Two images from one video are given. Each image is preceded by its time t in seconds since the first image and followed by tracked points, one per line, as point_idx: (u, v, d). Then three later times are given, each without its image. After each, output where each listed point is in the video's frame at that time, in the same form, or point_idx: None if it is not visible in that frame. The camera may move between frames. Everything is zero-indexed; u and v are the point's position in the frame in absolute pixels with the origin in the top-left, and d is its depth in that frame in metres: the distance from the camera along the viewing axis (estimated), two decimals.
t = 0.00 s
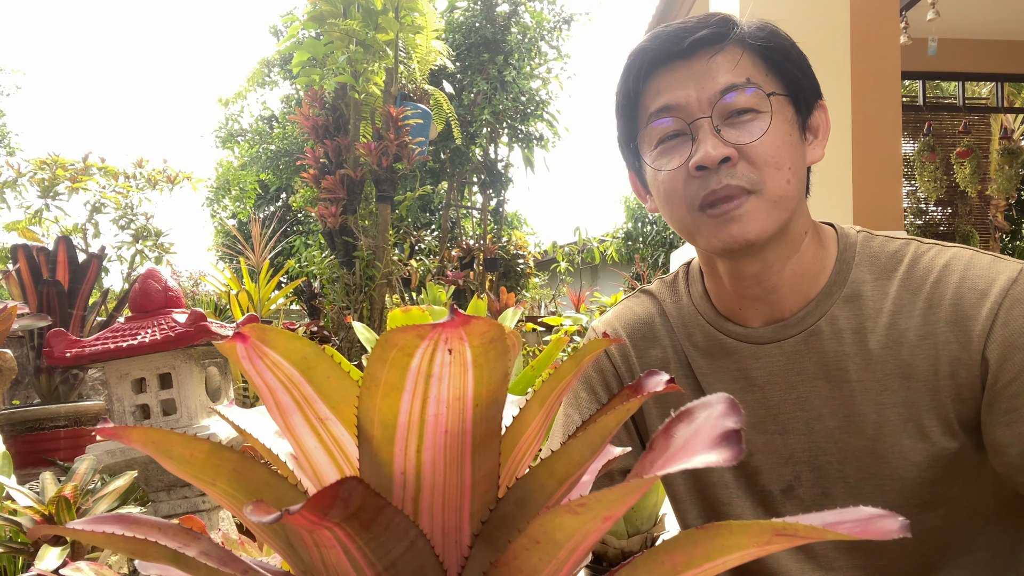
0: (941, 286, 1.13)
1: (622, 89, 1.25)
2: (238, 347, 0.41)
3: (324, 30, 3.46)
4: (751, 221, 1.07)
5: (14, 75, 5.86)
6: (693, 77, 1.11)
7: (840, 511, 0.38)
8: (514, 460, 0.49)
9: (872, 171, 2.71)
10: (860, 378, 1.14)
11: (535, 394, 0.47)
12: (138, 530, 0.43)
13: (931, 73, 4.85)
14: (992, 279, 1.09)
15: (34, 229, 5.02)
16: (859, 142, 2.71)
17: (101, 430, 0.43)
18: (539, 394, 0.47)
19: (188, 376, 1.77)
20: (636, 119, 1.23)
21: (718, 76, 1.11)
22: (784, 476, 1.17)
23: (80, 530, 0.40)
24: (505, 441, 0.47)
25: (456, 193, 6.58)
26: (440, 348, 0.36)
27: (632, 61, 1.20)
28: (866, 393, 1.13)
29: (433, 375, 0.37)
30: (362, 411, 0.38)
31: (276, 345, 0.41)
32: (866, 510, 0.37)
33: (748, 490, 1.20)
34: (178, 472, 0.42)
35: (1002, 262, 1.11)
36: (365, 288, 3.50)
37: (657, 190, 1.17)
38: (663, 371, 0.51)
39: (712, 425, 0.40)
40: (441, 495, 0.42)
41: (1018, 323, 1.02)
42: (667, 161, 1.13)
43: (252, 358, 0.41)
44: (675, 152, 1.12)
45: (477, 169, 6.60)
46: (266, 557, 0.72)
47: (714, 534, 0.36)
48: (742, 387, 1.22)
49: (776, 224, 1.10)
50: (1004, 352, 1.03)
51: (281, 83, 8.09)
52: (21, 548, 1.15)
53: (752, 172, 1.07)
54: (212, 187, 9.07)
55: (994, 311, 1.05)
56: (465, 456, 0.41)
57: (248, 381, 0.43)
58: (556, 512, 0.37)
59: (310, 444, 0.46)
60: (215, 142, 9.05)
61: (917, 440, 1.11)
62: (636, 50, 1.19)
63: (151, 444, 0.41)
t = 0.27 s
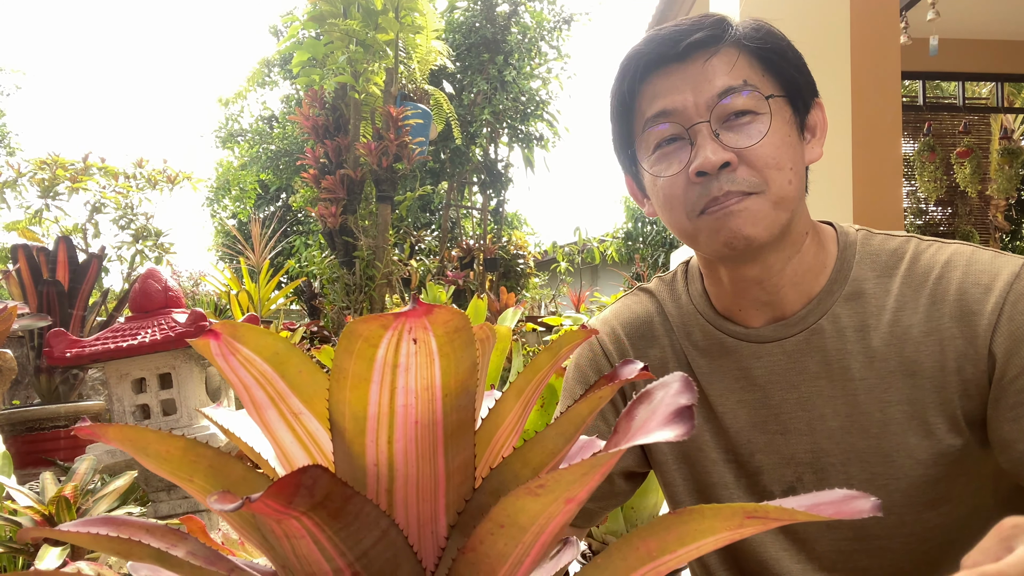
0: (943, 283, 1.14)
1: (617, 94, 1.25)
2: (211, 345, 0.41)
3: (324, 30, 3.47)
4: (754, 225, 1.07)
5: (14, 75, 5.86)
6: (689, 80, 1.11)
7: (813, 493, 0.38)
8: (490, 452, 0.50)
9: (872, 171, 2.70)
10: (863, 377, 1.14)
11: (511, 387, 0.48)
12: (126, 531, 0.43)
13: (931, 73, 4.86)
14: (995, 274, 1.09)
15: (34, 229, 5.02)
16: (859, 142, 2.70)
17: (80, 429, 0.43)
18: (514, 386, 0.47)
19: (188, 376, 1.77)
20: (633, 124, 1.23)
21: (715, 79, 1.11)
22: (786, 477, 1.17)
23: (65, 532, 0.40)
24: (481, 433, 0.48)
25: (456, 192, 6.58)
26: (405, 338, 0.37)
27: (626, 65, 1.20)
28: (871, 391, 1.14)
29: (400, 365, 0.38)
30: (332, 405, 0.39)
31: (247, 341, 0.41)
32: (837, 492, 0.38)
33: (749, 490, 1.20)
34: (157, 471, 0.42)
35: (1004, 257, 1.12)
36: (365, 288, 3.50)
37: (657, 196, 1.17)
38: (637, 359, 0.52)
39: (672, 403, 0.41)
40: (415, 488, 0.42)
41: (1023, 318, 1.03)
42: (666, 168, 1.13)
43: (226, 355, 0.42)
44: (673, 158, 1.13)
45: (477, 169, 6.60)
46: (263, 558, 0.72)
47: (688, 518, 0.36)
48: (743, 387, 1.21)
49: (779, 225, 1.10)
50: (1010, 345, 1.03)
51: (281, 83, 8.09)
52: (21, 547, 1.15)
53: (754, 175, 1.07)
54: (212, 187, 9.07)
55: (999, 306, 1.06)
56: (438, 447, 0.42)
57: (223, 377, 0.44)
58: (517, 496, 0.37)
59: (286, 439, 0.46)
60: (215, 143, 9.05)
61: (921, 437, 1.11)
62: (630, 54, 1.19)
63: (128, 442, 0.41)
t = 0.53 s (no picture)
0: (947, 283, 1.15)
1: (613, 100, 1.25)
2: (222, 335, 0.41)
3: (324, 30, 3.46)
4: (763, 226, 1.07)
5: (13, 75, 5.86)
6: (688, 83, 1.11)
7: (820, 500, 0.39)
8: (496, 448, 0.50)
9: (871, 172, 2.70)
10: (868, 378, 1.14)
11: (520, 385, 0.48)
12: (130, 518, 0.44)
13: (931, 73, 4.86)
14: (999, 273, 1.11)
15: (34, 229, 5.02)
16: (859, 142, 2.70)
17: (90, 414, 0.43)
18: (522, 385, 0.47)
19: (188, 376, 1.77)
20: (631, 131, 1.23)
21: (715, 80, 1.10)
22: (790, 481, 1.17)
23: (70, 516, 0.40)
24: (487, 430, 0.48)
25: (456, 192, 6.58)
26: (418, 334, 0.37)
27: (622, 68, 1.20)
28: (876, 393, 1.14)
29: (411, 360, 0.38)
30: (343, 398, 0.39)
31: (260, 331, 0.41)
32: (843, 500, 0.38)
33: (751, 493, 1.21)
34: (164, 458, 0.42)
35: (1005, 256, 1.14)
36: (365, 288, 3.51)
37: (661, 201, 1.17)
38: (645, 362, 0.52)
39: (683, 406, 0.41)
40: (421, 482, 0.43)
41: None
42: (670, 173, 1.13)
43: (237, 346, 0.42)
44: (675, 163, 1.13)
45: (478, 169, 6.61)
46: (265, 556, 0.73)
47: (693, 522, 0.37)
48: (747, 390, 1.22)
49: (788, 225, 1.10)
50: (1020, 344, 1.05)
51: (281, 83, 8.09)
52: (21, 547, 1.15)
53: (760, 175, 1.07)
54: (212, 187, 9.07)
55: (1005, 304, 1.07)
56: (445, 443, 0.42)
57: (233, 368, 0.44)
58: (526, 494, 0.38)
59: (293, 431, 0.47)
60: (215, 143, 9.05)
61: (927, 438, 1.11)
62: (625, 58, 1.19)
63: (136, 429, 0.41)
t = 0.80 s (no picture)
0: (948, 282, 1.15)
1: (606, 105, 1.25)
2: (227, 334, 0.41)
3: (324, 30, 3.46)
4: (760, 229, 1.08)
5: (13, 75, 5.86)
6: (682, 87, 1.10)
7: (823, 505, 0.39)
8: (500, 450, 0.50)
9: (872, 172, 2.70)
10: (869, 378, 1.14)
11: (524, 387, 0.48)
12: (130, 517, 0.44)
13: (931, 73, 4.86)
14: (1000, 271, 1.12)
15: (34, 229, 5.02)
16: (859, 142, 2.70)
17: (91, 412, 0.43)
18: (528, 387, 0.47)
19: (188, 376, 1.77)
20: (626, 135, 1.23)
21: (709, 84, 1.10)
22: (791, 481, 1.17)
23: (71, 515, 0.40)
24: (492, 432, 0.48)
25: (456, 192, 6.58)
26: (424, 335, 0.37)
27: (615, 73, 1.19)
28: (877, 393, 1.14)
29: (417, 362, 0.38)
30: (348, 399, 0.39)
31: (264, 332, 0.41)
32: (848, 505, 0.38)
33: (752, 494, 1.20)
34: (166, 457, 0.42)
35: (1005, 254, 1.16)
36: (365, 288, 3.50)
37: (657, 205, 1.18)
38: (649, 365, 0.52)
39: (691, 411, 0.41)
40: (425, 483, 0.43)
41: None
42: (665, 178, 1.14)
43: (241, 346, 0.42)
44: (670, 168, 1.13)
45: (478, 169, 6.60)
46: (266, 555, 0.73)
47: (697, 526, 0.37)
48: (747, 391, 1.22)
49: (787, 226, 1.11)
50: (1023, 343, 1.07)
51: (281, 83, 8.09)
52: (21, 547, 1.15)
53: (756, 178, 1.08)
54: (212, 187, 9.07)
55: (1007, 302, 1.08)
56: (450, 445, 0.42)
57: (236, 368, 0.44)
58: (533, 497, 0.37)
59: (297, 431, 0.47)
60: (215, 143, 9.05)
61: (929, 438, 1.11)
62: (618, 62, 1.18)
63: (139, 428, 0.41)
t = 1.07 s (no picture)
0: (948, 281, 1.16)
1: (603, 107, 1.25)
2: (222, 333, 0.41)
3: (324, 30, 3.46)
4: (757, 229, 1.09)
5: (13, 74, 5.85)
6: (677, 89, 1.10)
7: (818, 501, 0.39)
8: (495, 448, 0.50)
9: (871, 173, 2.70)
10: (869, 377, 1.14)
11: (518, 385, 0.48)
12: (128, 516, 0.44)
13: (931, 73, 4.86)
14: (999, 270, 1.13)
15: (34, 229, 5.02)
16: (859, 143, 2.70)
17: (89, 411, 0.43)
18: (520, 385, 0.47)
19: (188, 376, 1.77)
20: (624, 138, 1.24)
21: (704, 85, 1.10)
22: (791, 482, 1.17)
23: (69, 513, 0.40)
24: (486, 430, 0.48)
25: (456, 192, 6.58)
26: (416, 333, 0.37)
27: (611, 76, 1.20)
28: (877, 393, 1.14)
29: (410, 360, 0.38)
30: (341, 397, 0.39)
31: (258, 330, 0.41)
32: (842, 501, 0.38)
33: (751, 494, 1.20)
34: (162, 456, 0.43)
35: (1004, 253, 1.16)
36: (365, 288, 3.51)
37: (656, 207, 1.19)
38: (644, 362, 0.52)
39: (682, 406, 0.41)
40: (419, 481, 0.43)
41: None
42: (663, 180, 1.14)
43: (235, 344, 0.42)
44: (667, 169, 1.13)
45: (477, 169, 6.60)
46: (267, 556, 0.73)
47: (691, 523, 0.37)
48: (747, 390, 1.22)
49: (784, 226, 1.11)
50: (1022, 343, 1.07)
51: (281, 83, 8.09)
52: (21, 547, 1.15)
53: (753, 178, 1.09)
54: (212, 187, 9.07)
55: (1006, 302, 1.09)
56: (443, 442, 0.42)
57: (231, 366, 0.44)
58: (524, 493, 0.38)
59: (292, 430, 0.47)
60: (215, 143, 9.04)
61: (929, 437, 1.11)
62: (614, 66, 1.19)
63: (135, 427, 0.41)
